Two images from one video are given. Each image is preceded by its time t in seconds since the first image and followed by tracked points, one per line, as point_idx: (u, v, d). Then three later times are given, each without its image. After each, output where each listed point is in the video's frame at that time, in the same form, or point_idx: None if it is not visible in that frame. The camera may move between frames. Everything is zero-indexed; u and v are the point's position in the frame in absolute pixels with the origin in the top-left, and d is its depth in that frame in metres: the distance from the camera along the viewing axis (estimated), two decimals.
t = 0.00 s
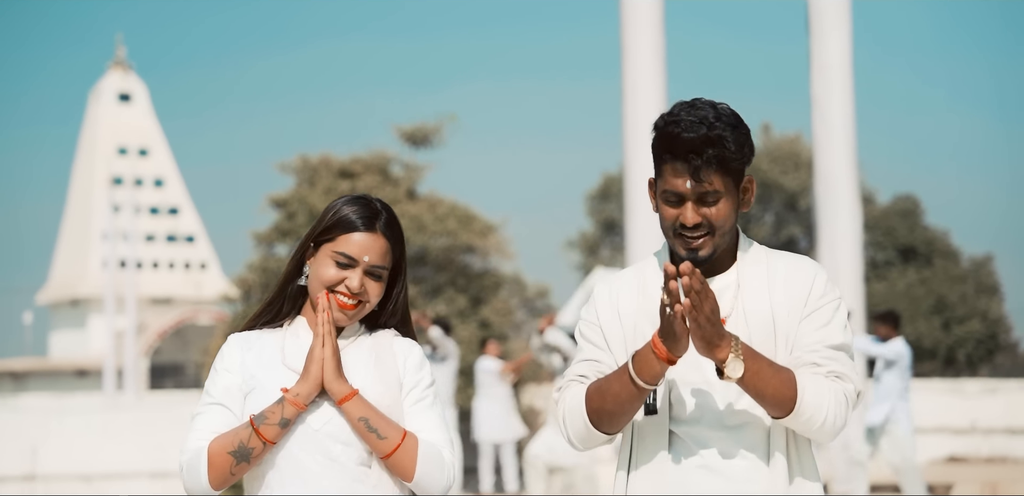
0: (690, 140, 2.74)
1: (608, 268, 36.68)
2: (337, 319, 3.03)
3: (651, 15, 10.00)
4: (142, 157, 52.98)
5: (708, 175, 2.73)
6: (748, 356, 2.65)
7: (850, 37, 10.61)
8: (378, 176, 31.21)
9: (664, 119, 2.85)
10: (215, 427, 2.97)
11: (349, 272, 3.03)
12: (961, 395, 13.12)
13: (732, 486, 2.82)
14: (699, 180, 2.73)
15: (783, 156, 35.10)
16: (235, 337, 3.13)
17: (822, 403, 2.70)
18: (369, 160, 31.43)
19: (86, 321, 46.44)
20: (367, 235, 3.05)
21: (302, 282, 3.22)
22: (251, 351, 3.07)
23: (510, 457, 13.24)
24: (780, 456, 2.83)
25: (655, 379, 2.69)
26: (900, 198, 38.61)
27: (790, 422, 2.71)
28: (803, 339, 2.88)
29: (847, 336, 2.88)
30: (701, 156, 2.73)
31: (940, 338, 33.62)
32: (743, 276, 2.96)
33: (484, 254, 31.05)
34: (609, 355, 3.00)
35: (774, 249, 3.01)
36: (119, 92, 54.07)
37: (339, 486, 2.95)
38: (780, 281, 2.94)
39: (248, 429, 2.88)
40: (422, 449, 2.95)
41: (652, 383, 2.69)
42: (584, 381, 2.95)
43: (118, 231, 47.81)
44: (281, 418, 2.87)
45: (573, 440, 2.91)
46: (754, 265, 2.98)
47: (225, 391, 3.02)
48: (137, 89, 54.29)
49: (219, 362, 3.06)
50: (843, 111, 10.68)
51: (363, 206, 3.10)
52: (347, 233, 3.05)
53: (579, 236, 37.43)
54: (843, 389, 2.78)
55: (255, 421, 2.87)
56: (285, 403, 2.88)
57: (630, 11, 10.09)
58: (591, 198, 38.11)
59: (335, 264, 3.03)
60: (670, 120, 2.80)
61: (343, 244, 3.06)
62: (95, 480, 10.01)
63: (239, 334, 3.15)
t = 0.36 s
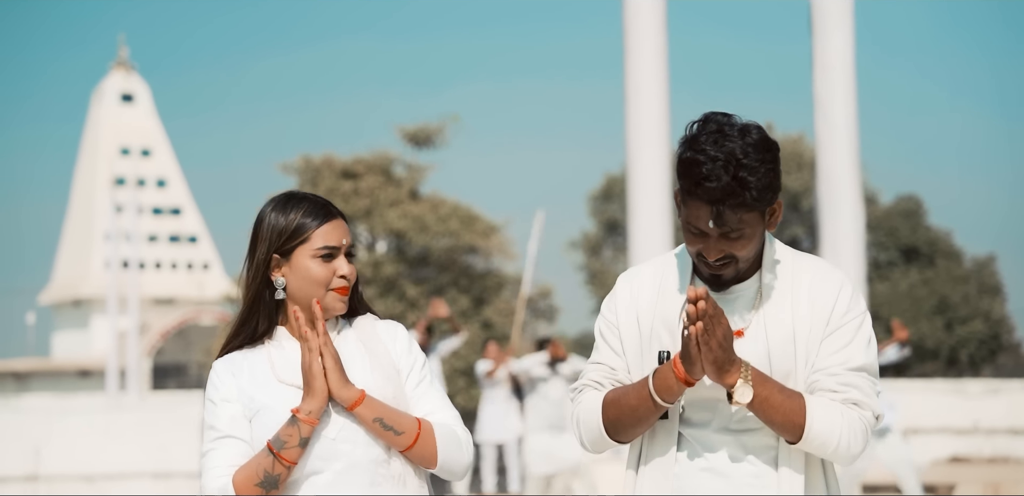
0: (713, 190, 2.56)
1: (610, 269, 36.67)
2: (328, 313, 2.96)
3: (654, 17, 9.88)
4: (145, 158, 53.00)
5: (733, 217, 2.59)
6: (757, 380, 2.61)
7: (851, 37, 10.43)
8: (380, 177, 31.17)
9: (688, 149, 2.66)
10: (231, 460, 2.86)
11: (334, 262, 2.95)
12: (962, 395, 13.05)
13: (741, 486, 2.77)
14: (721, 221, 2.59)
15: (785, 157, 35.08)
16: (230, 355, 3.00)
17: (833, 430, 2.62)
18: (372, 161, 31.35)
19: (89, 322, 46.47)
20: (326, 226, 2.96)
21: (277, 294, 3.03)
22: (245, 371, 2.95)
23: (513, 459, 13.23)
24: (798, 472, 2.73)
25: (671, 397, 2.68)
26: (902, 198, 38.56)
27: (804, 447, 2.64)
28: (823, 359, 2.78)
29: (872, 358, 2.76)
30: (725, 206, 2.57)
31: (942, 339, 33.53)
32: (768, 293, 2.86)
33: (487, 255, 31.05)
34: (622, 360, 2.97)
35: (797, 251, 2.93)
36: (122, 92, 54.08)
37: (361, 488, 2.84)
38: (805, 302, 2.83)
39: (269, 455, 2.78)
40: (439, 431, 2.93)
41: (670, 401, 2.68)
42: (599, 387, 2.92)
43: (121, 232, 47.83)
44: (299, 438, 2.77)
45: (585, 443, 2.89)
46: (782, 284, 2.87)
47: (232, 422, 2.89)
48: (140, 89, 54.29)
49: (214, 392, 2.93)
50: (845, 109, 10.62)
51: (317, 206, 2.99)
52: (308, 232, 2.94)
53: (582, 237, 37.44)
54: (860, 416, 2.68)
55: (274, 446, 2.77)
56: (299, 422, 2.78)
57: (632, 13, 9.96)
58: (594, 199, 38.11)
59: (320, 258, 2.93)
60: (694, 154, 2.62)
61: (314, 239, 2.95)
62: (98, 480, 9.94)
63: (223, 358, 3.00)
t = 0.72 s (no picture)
0: (739, 188, 2.57)
1: (613, 268, 36.61)
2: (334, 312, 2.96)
3: (656, 16, 9.85)
4: (148, 158, 53.01)
5: (755, 219, 2.58)
6: (771, 390, 2.63)
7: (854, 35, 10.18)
8: (383, 176, 31.13)
9: (720, 143, 2.66)
10: (255, 467, 2.86)
11: (326, 262, 2.95)
12: (966, 394, 13.05)
13: (753, 487, 2.76)
14: (744, 221, 2.58)
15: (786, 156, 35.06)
16: (240, 366, 2.97)
17: (845, 442, 2.62)
18: (374, 160, 31.34)
19: (92, 321, 46.46)
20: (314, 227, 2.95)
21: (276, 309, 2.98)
22: (258, 379, 2.94)
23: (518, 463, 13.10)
24: (817, 485, 2.71)
25: (687, 400, 2.70)
26: (905, 198, 38.53)
27: (816, 459, 2.65)
28: (841, 372, 2.75)
29: (893, 372, 2.73)
30: (749, 205, 2.57)
31: (945, 338, 33.52)
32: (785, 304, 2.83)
33: (489, 255, 31.02)
34: (635, 358, 2.98)
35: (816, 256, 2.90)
36: (125, 92, 54.08)
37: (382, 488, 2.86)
38: (822, 312, 2.81)
39: (296, 461, 2.78)
40: (457, 419, 2.94)
41: (687, 404, 2.71)
42: (616, 382, 2.95)
43: (123, 233, 47.86)
44: (326, 441, 2.77)
45: (598, 433, 2.94)
46: (798, 291, 2.84)
47: (250, 428, 2.89)
48: (143, 89, 54.26)
49: (225, 402, 2.92)
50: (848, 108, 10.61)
51: (289, 215, 2.94)
52: (295, 239, 2.92)
53: (585, 237, 37.38)
54: (875, 436, 2.66)
55: (301, 451, 2.77)
56: (324, 425, 2.78)
57: (635, 12, 9.95)
58: (596, 199, 38.10)
59: (309, 268, 2.92)
60: (724, 150, 2.62)
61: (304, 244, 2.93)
62: (100, 479, 9.93)
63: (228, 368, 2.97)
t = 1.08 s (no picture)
0: (769, 135, 2.65)
1: (615, 269, 36.61)
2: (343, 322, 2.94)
3: (658, 14, 9.83)
4: (150, 158, 53.01)
5: (774, 177, 2.64)
6: (781, 386, 2.63)
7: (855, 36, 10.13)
8: (384, 176, 31.11)
9: (759, 108, 2.74)
10: (263, 464, 2.85)
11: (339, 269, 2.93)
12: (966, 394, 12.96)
13: (762, 487, 2.73)
14: (764, 178, 2.64)
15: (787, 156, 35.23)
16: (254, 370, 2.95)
17: (852, 441, 2.61)
18: (376, 160, 31.37)
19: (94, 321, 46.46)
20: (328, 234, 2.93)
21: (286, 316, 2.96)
22: (268, 380, 2.93)
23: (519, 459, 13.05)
24: (830, 487, 2.69)
25: (699, 396, 2.71)
26: (907, 197, 38.50)
27: (826, 457, 2.63)
28: (853, 371, 2.73)
29: (906, 372, 2.70)
30: (774, 153, 2.64)
31: (947, 338, 33.52)
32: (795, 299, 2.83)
33: (491, 255, 31.02)
34: (651, 356, 2.97)
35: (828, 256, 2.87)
36: (127, 92, 54.06)
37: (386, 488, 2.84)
38: (834, 308, 2.79)
39: (303, 458, 2.77)
40: (467, 417, 2.92)
41: (700, 400, 2.71)
42: (630, 380, 2.95)
43: (125, 233, 47.89)
44: (334, 440, 2.76)
45: (613, 430, 2.93)
46: (807, 284, 2.84)
47: (258, 426, 2.89)
48: (145, 89, 54.23)
49: (235, 400, 2.92)
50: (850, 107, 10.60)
51: (300, 226, 2.91)
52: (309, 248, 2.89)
53: (587, 236, 37.39)
54: (887, 438, 2.63)
55: (309, 448, 2.76)
56: (332, 423, 2.76)
57: (636, 12, 9.90)
58: (599, 198, 38.06)
59: (317, 281, 2.89)
60: (764, 109, 2.71)
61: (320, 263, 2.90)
62: (102, 479, 9.87)
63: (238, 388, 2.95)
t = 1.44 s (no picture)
0: (821, 110, 2.74)
1: (616, 268, 36.65)
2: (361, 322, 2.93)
3: (659, 13, 9.80)
4: (151, 157, 52.99)
5: (819, 152, 2.72)
6: (795, 381, 2.63)
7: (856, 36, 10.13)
8: (386, 175, 31.11)
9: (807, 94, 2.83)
10: (267, 458, 2.91)
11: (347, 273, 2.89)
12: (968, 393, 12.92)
13: (773, 487, 2.71)
14: (811, 153, 2.72)
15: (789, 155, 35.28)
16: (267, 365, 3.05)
17: (860, 439, 2.60)
18: (377, 160, 31.30)
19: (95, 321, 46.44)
20: (331, 239, 2.89)
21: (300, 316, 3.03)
22: (285, 374, 3.00)
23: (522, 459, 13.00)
24: (843, 485, 2.69)
25: (713, 391, 2.71)
26: (909, 197, 38.45)
27: (833, 453, 2.62)
28: (866, 368, 2.71)
29: (920, 371, 2.67)
30: (823, 128, 2.74)
31: (948, 337, 33.52)
32: (811, 295, 2.82)
33: (493, 254, 31.03)
34: (667, 353, 2.98)
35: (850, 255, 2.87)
36: (128, 92, 54.03)
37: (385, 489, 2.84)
38: (848, 306, 2.77)
39: (301, 456, 2.79)
40: (472, 427, 2.87)
41: (712, 395, 2.71)
42: (645, 378, 2.95)
43: (126, 232, 47.88)
44: (332, 439, 2.77)
45: (631, 428, 2.93)
46: (824, 283, 2.82)
47: (268, 420, 2.95)
48: (146, 88, 54.20)
49: (254, 394, 2.99)
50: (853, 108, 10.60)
51: (306, 226, 2.90)
52: (314, 251, 2.88)
53: (589, 236, 37.42)
54: (897, 439, 2.62)
55: (306, 447, 2.78)
56: (331, 424, 2.78)
57: (638, 12, 9.88)
58: (600, 198, 38.02)
59: (324, 284, 2.88)
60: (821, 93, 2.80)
61: (318, 266, 2.88)
62: (104, 479, 9.77)
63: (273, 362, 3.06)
